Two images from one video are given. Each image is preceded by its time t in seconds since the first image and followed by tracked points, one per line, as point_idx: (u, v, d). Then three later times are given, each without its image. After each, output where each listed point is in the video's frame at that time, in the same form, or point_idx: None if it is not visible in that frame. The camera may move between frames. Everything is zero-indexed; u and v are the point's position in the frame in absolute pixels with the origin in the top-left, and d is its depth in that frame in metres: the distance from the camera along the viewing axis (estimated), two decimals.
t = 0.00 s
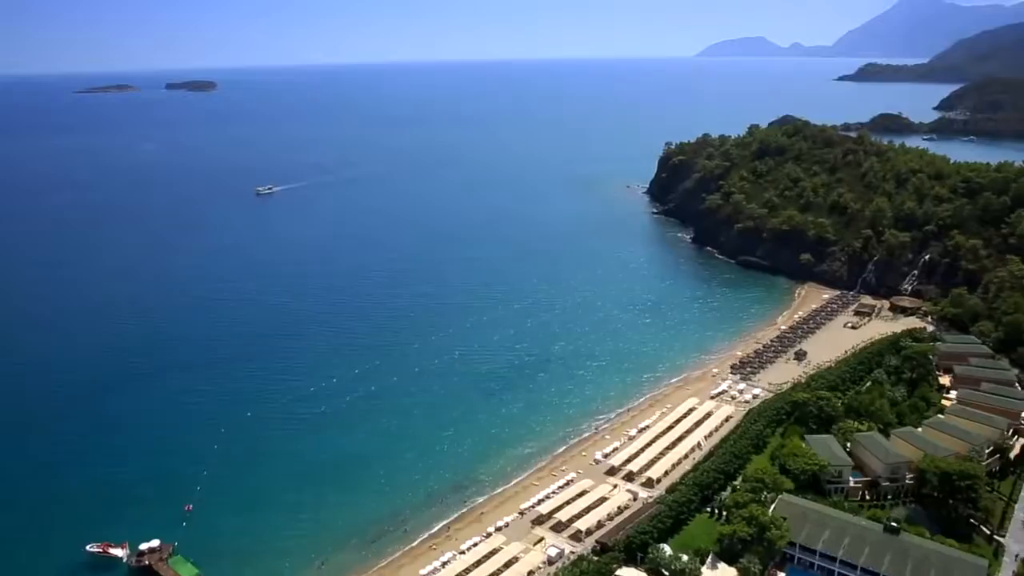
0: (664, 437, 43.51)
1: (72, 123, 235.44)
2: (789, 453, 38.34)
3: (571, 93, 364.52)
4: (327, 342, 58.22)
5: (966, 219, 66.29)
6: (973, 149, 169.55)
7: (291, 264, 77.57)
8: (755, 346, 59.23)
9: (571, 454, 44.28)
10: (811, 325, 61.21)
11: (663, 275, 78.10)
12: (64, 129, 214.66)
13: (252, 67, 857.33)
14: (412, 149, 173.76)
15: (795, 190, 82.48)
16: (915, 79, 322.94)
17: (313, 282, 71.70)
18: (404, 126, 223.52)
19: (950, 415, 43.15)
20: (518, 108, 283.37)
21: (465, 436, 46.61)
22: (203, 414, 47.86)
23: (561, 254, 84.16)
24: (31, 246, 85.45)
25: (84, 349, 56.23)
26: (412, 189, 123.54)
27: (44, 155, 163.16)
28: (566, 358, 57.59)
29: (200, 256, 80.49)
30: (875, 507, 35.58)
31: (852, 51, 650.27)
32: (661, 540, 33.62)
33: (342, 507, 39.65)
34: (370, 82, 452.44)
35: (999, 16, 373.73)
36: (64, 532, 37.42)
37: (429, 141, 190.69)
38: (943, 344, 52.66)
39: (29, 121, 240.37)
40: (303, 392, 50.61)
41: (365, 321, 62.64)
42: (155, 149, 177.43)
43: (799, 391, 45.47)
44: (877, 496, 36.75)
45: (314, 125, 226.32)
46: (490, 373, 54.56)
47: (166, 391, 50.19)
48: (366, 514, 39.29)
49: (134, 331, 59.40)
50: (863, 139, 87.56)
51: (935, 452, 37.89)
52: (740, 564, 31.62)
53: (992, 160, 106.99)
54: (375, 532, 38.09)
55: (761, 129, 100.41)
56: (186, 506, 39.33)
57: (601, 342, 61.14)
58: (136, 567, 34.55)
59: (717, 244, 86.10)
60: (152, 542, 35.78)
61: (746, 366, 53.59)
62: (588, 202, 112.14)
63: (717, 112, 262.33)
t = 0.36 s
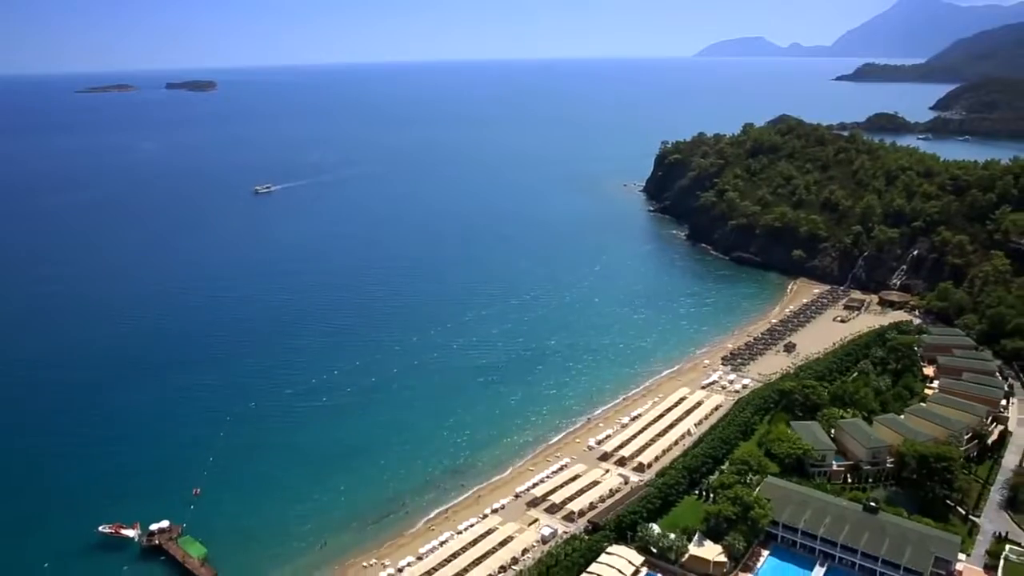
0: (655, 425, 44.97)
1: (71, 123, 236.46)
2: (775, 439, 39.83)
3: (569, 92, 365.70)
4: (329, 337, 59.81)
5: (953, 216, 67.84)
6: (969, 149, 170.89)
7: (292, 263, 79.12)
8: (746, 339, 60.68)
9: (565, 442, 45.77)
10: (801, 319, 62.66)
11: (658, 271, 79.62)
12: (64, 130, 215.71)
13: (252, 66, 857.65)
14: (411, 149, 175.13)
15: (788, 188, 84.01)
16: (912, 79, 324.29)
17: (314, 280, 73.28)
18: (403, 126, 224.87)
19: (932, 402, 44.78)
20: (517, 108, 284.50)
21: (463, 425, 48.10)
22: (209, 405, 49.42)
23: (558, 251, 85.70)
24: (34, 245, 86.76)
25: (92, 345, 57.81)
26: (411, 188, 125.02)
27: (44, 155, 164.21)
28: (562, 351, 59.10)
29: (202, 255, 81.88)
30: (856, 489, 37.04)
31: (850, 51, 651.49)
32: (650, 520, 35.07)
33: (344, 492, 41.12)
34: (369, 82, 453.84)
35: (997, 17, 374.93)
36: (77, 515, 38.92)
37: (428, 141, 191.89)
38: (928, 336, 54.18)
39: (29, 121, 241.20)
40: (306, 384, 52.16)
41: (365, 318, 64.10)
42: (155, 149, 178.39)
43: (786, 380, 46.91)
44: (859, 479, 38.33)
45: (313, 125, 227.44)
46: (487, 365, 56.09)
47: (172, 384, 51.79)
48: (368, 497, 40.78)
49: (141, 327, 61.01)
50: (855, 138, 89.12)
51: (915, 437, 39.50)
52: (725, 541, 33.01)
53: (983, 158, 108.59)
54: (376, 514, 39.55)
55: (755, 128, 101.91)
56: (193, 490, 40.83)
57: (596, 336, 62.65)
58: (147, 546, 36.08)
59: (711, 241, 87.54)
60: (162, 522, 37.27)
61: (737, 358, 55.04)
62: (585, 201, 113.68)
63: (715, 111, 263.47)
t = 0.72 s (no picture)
0: (647, 412, 46.58)
1: (72, 123, 237.68)
2: (761, 424, 41.44)
3: (568, 92, 366.96)
4: (332, 331, 61.43)
5: (941, 212, 69.46)
6: (964, 148, 172.40)
7: (295, 261, 80.78)
8: (738, 331, 62.25)
9: (560, 429, 47.38)
10: (792, 312, 64.23)
11: (653, 267, 81.23)
12: (65, 130, 216.99)
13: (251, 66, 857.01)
14: (411, 148, 176.67)
15: (781, 185, 85.64)
16: (910, 79, 325.77)
17: (317, 277, 74.91)
18: (402, 126, 226.29)
19: (913, 390, 46.42)
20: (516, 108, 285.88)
21: (461, 414, 49.72)
22: (216, 395, 51.01)
23: (555, 249, 87.35)
24: (39, 246, 88.24)
25: (101, 340, 59.43)
26: (410, 187, 126.65)
27: (47, 156, 165.53)
28: (558, 344, 60.73)
29: (204, 254, 83.38)
30: (838, 471, 38.61)
31: (849, 51, 653.13)
32: (639, 500, 36.65)
33: (346, 476, 42.67)
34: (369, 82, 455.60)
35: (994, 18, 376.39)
36: (89, 497, 40.44)
37: (427, 141, 193.30)
38: (913, 329, 55.77)
39: (29, 121, 242.35)
40: (309, 376, 53.77)
41: (366, 315, 65.67)
42: (155, 150, 179.69)
43: (774, 370, 48.53)
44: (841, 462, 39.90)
45: (313, 125, 228.84)
46: (486, 357, 57.71)
47: (180, 376, 53.39)
48: (369, 481, 42.34)
49: (149, 324, 62.68)
50: (847, 136, 90.78)
51: (895, 422, 41.13)
52: (710, 519, 34.53)
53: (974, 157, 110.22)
54: (377, 497, 41.14)
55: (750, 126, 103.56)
56: (201, 474, 42.34)
57: (592, 329, 64.27)
58: (158, 526, 37.61)
59: (705, 238, 89.10)
60: (172, 504, 38.78)
61: (728, 349, 56.62)
62: (582, 200, 115.29)
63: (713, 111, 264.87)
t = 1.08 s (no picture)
0: (639, 400, 48.29)
1: (72, 122, 238.70)
2: (748, 410, 43.14)
3: (567, 91, 368.37)
4: (335, 326, 63.20)
5: (928, 208, 71.20)
6: (959, 148, 173.92)
7: (298, 259, 82.62)
8: (729, 324, 63.96)
9: (556, 416, 49.04)
10: (782, 306, 65.92)
11: (648, 263, 82.93)
12: (66, 130, 218.14)
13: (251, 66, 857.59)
14: (411, 148, 178.27)
15: (773, 183, 87.41)
16: (907, 79, 327.29)
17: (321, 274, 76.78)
18: (402, 125, 227.86)
19: (896, 378, 48.10)
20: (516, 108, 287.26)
21: (461, 403, 51.35)
22: (223, 385, 52.72)
23: (553, 246, 89.07)
24: (49, 243, 89.89)
25: (111, 332, 61.15)
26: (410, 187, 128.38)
27: (50, 155, 167.03)
28: (555, 337, 62.42)
29: (210, 252, 85.12)
30: (821, 454, 40.30)
31: (847, 52, 654.93)
32: (630, 481, 38.31)
33: (348, 460, 44.30)
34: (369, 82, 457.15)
35: (992, 18, 378.04)
36: (104, 479, 42.09)
37: (427, 140, 194.75)
38: (899, 321, 57.51)
39: (30, 120, 243.35)
40: (313, 367, 55.50)
41: (367, 310, 67.25)
42: (157, 149, 180.84)
43: (762, 359, 50.25)
44: (825, 447, 41.58)
45: (313, 125, 230.19)
46: (485, 349, 59.44)
47: (188, 367, 55.14)
48: (371, 465, 44.02)
49: (157, 318, 64.41)
50: (839, 135, 92.51)
51: (877, 407, 42.80)
52: (697, 498, 36.20)
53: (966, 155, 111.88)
54: (379, 479, 42.75)
55: (744, 125, 105.27)
56: (209, 458, 43.97)
57: (588, 323, 65.95)
58: (169, 507, 39.25)
59: (700, 235, 90.73)
60: (182, 485, 40.35)
61: (719, 341, 58.28)
62: (580, 199, 116.99)
63: (711, 111, 266.24)
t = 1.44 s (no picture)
0: (632, 388, 49.96)
1: (73, 123, 239.89)
2: (735, 396, 44.84)
3: (567, 91, 369.93)
4: (338, 319, 64.94)
5: (917, 205, 72.83)
6: (954, 146, 175.40)
7: (300, 257, 84.42)
8: (721, 317, 65.62)
9: (552, 404, 50.72)
10: (773, 299, 67.62)
11: (644, 259, 84.62)
12: (67, 130, 219.37)
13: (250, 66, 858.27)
14: (411, 148, 179.90)
15: (767, 181, 89.11)
16: (905, 79, 328.89)
17: (323, 271, 78.56)
18: (403, 125, 229.52)
19: (880, 367, 49.73)
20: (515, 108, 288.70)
21: (460, 392, 53.02)
22: (229, 375, 54.44)
23: (551, 243, 90.77)
24: (55, 241, 91.58)
25: (120, 325, 62.89)
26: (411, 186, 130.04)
27: (53, 155, 168.64)
28: (551, 331, 64.11)
29: (214, 250, 86.84)
30: (805, 438, 41.95)
31: (847, 52, 656.63)
32: (622, 463, 39.97)
33: (351, 446, 45.97)
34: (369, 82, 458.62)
35: (990, 18, 379.67)
36: (116, 462, 43.80)
37: (426, 140, 196.23)
38: (885, 313, 59.17)
39: (31, 121, 244.49)
40: (316, 358, 57.20)
41: (369, 305, 68.92)
42: (159, 149, 182.27)
43: (751, 349, 51.92)
44: (809, 432, 43.20)
45: (313, 125, 231.72)
46: (483, 342, 61.14)
47: (195, 357, 56.85)
48: (373, 450, 45.69)
49: (164, 311, 66.16)
50: (831, 134, 94.20)
51: (860, 394, 44.42)
52: (685, 478, 37.87)
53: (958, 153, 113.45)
54: (380, 463, 44.44)
55: (739, 124, 106.91)
56: (217, 444, 45.68)
57: (583, 317, 67.64)
58: (180, 488, 40.94)
59: (695, 232, 92.41)
60: (191, 468, 42.03)
61: (711, 333, 59.94)
62: (578, 198, 118.70)
63: (709, 111, 267.90)
